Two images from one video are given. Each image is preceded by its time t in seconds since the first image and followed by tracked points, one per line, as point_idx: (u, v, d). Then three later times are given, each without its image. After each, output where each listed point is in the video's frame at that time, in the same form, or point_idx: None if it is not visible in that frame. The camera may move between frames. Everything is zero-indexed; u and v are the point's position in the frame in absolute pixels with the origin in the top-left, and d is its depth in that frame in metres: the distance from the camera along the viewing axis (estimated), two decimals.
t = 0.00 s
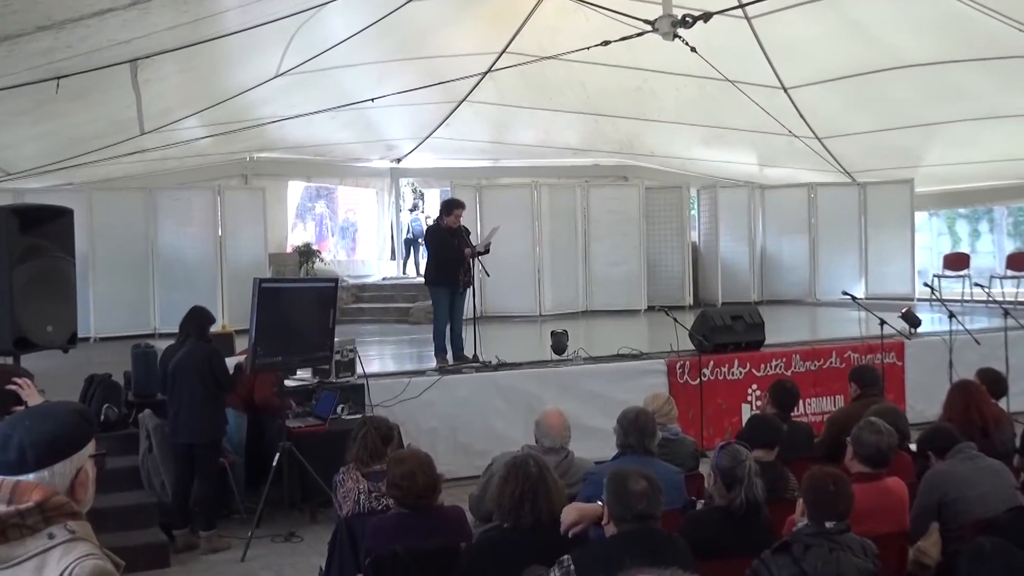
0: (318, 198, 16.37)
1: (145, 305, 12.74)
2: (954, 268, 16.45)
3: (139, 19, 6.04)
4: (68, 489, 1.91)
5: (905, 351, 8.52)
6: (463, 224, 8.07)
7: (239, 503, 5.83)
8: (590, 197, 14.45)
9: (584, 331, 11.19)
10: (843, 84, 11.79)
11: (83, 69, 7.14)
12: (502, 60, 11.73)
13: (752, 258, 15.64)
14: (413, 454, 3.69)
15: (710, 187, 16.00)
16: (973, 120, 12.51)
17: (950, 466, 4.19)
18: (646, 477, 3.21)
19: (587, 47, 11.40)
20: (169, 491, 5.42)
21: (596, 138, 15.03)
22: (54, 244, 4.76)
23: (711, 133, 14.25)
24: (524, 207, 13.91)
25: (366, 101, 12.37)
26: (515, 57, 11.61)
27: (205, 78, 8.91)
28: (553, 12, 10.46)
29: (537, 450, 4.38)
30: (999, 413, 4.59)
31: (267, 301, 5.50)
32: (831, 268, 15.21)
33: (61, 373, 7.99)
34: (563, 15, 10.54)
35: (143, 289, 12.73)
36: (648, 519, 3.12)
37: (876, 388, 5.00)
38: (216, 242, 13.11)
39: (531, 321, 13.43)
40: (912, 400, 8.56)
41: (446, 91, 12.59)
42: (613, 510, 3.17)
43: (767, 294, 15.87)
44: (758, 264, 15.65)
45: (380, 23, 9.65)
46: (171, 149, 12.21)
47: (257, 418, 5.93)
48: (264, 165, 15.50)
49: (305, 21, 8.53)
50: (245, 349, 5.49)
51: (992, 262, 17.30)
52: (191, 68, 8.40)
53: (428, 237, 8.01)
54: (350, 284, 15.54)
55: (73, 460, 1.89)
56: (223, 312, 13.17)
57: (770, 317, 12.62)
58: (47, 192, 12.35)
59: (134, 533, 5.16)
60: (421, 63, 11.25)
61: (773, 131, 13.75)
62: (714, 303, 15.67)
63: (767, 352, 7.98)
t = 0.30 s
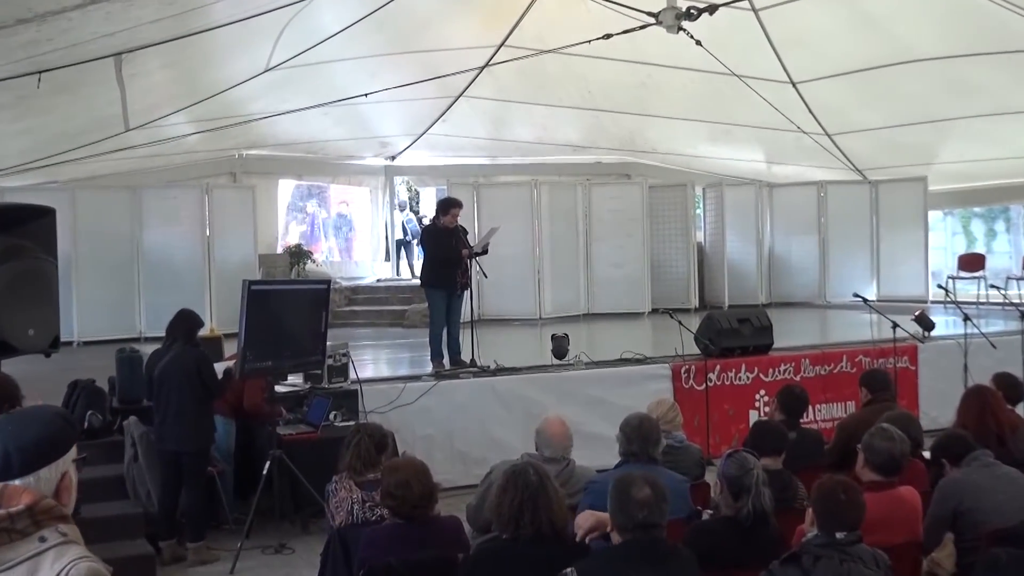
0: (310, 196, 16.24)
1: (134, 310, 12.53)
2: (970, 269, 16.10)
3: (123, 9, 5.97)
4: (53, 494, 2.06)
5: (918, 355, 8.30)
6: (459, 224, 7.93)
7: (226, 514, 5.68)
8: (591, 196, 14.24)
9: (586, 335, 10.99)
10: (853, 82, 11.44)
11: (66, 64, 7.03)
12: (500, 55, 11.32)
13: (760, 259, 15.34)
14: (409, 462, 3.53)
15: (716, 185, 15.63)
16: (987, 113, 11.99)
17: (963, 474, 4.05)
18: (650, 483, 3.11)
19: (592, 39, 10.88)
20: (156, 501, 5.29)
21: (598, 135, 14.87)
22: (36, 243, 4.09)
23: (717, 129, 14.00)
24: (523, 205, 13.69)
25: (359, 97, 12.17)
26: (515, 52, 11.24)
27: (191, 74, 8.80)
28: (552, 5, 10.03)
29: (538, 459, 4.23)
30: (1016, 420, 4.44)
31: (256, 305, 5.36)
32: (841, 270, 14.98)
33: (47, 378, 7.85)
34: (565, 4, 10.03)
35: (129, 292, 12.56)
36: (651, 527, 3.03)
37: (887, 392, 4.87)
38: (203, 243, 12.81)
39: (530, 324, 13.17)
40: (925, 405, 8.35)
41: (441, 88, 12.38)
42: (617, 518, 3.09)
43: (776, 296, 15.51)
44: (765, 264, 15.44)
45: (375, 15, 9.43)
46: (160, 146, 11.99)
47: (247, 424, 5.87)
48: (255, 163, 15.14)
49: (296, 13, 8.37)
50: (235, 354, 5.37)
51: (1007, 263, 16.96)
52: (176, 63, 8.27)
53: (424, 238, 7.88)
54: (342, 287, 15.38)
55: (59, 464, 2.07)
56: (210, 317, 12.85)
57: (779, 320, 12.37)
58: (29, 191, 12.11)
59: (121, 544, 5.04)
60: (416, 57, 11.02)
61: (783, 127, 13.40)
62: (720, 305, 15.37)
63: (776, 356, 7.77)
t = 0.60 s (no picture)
0: (301, 194, 16.13)
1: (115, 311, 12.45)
2: (986, 270, 15.81)
3: None
4: (51, 502, 2.02)
5: (933, 359, 8.10)
6: (456, 223, 7.74)
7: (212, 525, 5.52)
8: (594, 192, 14.01)
9: (588, 338, 10.81)
10: (864, 74, 11.25)
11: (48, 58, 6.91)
12: (498, 48, 11.20)
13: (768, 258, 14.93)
14: (403, 470, 3.37)
15: (722, 183, 15.36)
16: (1003, 108, 11.87)
17: (980, 481, 3.89)
18: (661, 493, 3.01)
19: (596, 30, 10.67)
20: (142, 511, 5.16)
21: (600, 130, 14.71)
22: (15, 243, 3.88)
23: (723, 124, 13.81)
24: (522, 203, 13.49)
25: (352, 92, 11.99)
26: (515, 44, 11.06)
27: (179, 67, 8.68)
28: None
29: (537, 466, 4.08)
30: None
31: (244, 307, 5.22)
32: (854, 272, 14.83)
33: (34, 383, 7.70)
34: None
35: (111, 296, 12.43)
36: (657, 540, 2.92)
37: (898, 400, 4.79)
38: (190, 241, 12.64)
39: (529, 328, 12.96)
40: (940, 412, 8.14)
41: (438, 81, 12.19)
42: (624, 528, 2.99)
43: (785, 297, 15.34)
44: (774, 262, 15.15)
45: (369, 7, 9.25)
46: (147, 140, 11.81)
47: (236, 433, 5.72)
48: (244, 159, 14.89)
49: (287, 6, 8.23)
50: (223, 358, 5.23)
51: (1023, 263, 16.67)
52: (161, 57, 8.13)
53: (420, 238, 7.72)
54: (335, 288, 15.21)
55: (58, 471, 2.04)
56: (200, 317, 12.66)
57: (789, 323, 12.15)
58: (12, 189, 11.93)
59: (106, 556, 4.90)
60: (412, 51, 10.81)
61: (791, 123, 13.25)
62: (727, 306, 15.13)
63: (785, 360, 7.58)
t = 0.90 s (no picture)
0: (292, 193, 15.94)
1: (100, 314, 12.03)
2: (1000, 271, 15.57)
3: None
4: (46, 513, 2.03)
5: (947, 364, 7.93)
6: (454, 223, 7.66)
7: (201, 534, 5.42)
8: (599, 189, 13.94)
9: (591, 342, 10.67)
10: (876, 69, 11.06)
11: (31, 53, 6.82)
12: (495, 42, 11.05)
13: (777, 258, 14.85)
14: (397, 479, 3.22)
15: (729, 181, 15.16)
16: (1019, 102, 11.66)
17: (998, 492, 3.75)
18: (676, 503, 2.91)
19: (598, 25, 10.49)
20: (128, 521, 5.09)
21: (603, 126, 14.53)
22: None
23: (731, 120, 13.62)
24: (520, 201, 13.35)
25: (344, 86, 11.86)
26: (514, 38, 10.89)
27: (167, 62, 8.62)
28: None
29: (538, 475, 3.95)
30: None
31: (233, 310, 5.12)
32: (864, 276, 14.60)
33: (26, 388, 7.59)
34: None
35: (97, 298, 12.03)
36: (670, 552, 2.82)
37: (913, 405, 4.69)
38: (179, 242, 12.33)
39: (529, 331, 12.76)
40: (953, 418, 7.97)
41: (435, 75, 12.02)
42: (636, 538, 2.89)
43: (793, 299, 15.22)
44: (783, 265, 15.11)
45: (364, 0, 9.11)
46: (135, 137, 11.67)
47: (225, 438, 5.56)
48: (233, 157, 14.63)
49: None
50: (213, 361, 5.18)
51: None
52: (145, 52, 8.03)
53: (416, 238, 7.59)
54: (327, 291, 15.04)
55: (54, 484, 2.03)
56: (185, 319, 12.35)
57: (799, 326, 11.96)
58: None
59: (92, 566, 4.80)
60: (409, 44, 10.66)
61: (801, 119, 13.10)
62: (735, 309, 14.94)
63: (794, 365, 7.43)
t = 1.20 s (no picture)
0: (282, 189, 15.90)
1: (83, 314, 11.89)
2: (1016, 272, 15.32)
3: None
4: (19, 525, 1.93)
5: (961, 367, 7.78)
6: (449, 221, 7.50)
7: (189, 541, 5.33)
8: (598, 185, 13.77)
9: (594, 345, 10.52)
10: (886, 60, 10.92)
11: (15, 39, 6.99)
12: (493, 34, 10.93)
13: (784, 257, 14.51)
14: (394, 488, 3.08)
15: (737, 177, 14.96)
16: None
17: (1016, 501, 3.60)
18: (676, 511, 2.78)
19: (598, 15, 10.35)
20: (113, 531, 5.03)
21: (607, 121, 14.39)
22: None
23: (737, 115, 13.47)
24: (519, 198, 13.18)
25: (336, 80, 11.75)
26: (511, 29, 10.78)
27: (153, 53, 8.64)
28: None
29: (537, 482, 3.83)
30: None
31: (222, 312, 4.97)
32: (875, 277, 14.23)
33: (21, 392, 7.51)
34: None
35: (81, 298, 11.85)
36: (669, 561, 2.69)
37: (930, 409, 4.59)
38: (165, 241, 12.06)
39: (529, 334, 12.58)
40: (969, 424, 7.81)
41: (431, 67, 11.88)
42: (633, 547, 2.76)
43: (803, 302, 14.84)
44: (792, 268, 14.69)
45: None
46: (121, 131, 11.58)
47: (214, 446, 5.44)
48: (221, 152, 14.58)
49: None
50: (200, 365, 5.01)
51: None
52: (133, 44, 8.18)
53: (411, 238, 7.45)
54: (319, 292, 14.88)
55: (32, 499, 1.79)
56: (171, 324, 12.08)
57: (811, 329, 11.76)
58: None
59: None
60: (404, 36, 10.54)
61: (812, 114, 12.96)
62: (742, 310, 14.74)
63: (803, 368, 7.31)
